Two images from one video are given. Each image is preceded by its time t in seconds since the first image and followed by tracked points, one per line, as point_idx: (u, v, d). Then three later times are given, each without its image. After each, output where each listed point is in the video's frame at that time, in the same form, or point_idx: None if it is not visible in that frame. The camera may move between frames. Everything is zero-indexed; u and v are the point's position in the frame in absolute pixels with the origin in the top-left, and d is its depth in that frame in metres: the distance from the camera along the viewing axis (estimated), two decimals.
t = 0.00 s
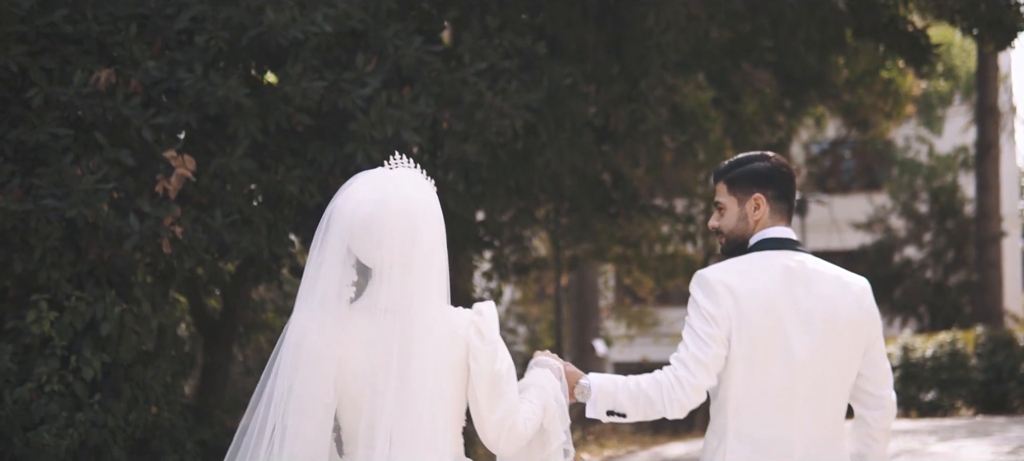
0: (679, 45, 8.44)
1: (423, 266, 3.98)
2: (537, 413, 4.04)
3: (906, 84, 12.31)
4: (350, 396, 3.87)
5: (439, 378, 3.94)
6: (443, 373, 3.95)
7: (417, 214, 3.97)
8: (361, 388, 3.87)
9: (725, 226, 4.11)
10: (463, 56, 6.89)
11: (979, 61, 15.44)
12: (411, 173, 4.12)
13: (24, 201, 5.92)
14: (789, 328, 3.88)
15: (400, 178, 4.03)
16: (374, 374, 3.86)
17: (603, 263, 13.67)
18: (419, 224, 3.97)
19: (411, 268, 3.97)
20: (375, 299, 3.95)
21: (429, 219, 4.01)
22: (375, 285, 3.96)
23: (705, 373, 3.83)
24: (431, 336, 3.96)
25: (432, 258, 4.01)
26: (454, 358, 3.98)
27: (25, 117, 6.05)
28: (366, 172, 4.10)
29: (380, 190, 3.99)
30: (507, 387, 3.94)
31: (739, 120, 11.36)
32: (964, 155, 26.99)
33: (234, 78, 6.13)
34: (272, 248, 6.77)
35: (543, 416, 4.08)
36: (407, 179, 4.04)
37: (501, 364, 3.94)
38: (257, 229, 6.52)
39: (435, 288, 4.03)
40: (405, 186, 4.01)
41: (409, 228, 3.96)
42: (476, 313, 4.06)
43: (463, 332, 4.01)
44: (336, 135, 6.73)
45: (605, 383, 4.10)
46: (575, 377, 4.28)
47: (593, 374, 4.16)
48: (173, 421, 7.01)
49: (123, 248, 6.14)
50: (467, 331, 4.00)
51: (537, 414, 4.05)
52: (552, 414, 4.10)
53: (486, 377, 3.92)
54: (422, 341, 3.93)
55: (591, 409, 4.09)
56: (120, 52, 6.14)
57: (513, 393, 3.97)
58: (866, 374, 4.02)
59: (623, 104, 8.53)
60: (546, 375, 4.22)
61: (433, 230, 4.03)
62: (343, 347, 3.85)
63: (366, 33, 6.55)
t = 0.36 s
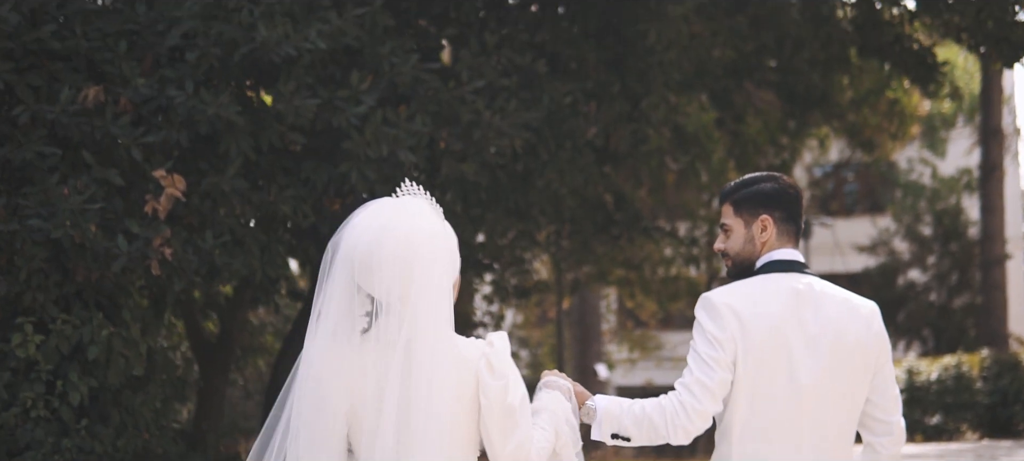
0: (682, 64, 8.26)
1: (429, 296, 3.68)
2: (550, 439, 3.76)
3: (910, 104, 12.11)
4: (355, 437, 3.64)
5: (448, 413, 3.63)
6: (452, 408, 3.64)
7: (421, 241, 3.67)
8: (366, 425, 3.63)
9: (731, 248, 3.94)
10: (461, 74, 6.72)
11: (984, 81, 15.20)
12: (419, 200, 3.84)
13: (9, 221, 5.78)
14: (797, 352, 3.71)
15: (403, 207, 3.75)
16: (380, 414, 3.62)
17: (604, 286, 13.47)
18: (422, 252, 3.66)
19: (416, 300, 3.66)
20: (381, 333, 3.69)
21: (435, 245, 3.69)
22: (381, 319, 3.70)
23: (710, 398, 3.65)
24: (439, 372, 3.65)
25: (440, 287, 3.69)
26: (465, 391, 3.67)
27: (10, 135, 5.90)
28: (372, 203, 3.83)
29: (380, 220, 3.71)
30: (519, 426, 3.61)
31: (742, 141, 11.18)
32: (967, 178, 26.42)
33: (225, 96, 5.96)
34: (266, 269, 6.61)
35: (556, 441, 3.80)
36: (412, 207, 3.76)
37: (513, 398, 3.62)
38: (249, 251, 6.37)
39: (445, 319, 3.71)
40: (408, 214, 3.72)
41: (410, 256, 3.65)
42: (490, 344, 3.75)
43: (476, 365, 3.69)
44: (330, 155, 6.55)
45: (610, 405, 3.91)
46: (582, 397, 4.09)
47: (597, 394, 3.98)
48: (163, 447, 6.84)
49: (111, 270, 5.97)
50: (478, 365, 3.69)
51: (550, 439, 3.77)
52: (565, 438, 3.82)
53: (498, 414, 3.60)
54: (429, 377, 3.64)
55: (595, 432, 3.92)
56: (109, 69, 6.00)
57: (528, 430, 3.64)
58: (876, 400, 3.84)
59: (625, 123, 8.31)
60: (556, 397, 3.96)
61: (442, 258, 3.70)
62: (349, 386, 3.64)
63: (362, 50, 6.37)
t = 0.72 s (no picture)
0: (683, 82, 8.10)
1: (436, 312, 3.84)
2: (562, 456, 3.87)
3: (915, 124, 11.92)
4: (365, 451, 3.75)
5: (456, 428, 3.77)
6: (461, 422, 3.78)
7: (422, 259, 3.84)
8: (377, 439, 3.74)
9: (734, 274, 4.09)
10: (456, 91, 6.55)
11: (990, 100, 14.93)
12: (423, 218, 4.02)
13: None
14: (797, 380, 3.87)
15: (405, 226, 3.93)
16: (390, 427, 3.75)
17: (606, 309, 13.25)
18: (422, 269, 3.83)
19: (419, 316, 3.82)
20: (389, 350, 3.83)
21: (435, 263, 3.87)
22: (389, 336, 3.84)
23: (710, 427, 3.79)
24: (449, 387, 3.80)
25: (442, 303, 3.86)
26: (473, 408, 3.81)
27: None
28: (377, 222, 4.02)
29: (382, 240, 3.90)
30: (530, 438, 3.76)
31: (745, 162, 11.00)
32: (972, 200, 25.63)
33: (215, 113, 5.79)
34: (258, 290, 6.52)
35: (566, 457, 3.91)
36: (414, 226, 3.94)
37: (524, 415, 3.76)
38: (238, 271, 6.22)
39: (450, 335, 3.87)
40: (409, 233, 3.90)
41: (411, 274, 3.82)
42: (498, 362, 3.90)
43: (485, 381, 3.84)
44: (322, 174, 6.38)
45: (611, 428, 4.10)
46: (588, 415, 4.25)
47: (601, 415, 4.16)
48: None
49: (97, 292, 5.81)
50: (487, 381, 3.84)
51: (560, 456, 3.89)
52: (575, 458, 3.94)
53: (509, 427, 3.74)
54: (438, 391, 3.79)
55: (595, 453, 4.09)
56: (96, 86, 5.85)
57: (537, 445, 3.78)
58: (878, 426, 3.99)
59: (625, 141, 8.07)
60: (563, 413, 4.07)
61: (444, 274, 3.88)
62: (360, 402, 3.78)
63: (355, 66, 6.22)
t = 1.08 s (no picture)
0: (685, 102, 7.94)
1: (440, 335, 3.63)
2: None
3: (921, 145, 11.75)
4: None
5: (460, 450, 3.59)
6: (465, 449, 3.59)
7: (424, 278, 3.62)
8: None
9: (730, 304, 3.77)
10: (452, 109, 6.39)
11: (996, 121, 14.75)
12: (425, 236, 3.80)
13: None
14: (796, 415, 3.59)
15: (405, 244, 3.70)
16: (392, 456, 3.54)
17: (609, 332, 13.06)
18: (424, 289, 3.61)
19: (420, 337, 3.60)
20: (390, 373, 3.61)
21: (438, 282, 3.65)
22: (390, 359, 3.62)
23: None
24: (452, 412, 3.61)
25: (445, 323, 3.64)
26: (477, 428, 3.64)
27: None
28: (374, 240, 3.79)
29: (383, 259, 3.67)
30: None
31: (749, 182, 10.83)
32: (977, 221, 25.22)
33: (204, 132, 5.64)
34: (250, 314, 6.35)
35: None
36: (415, 243, 3.72)
37: (529, 441, 3.60)
38: (230, 295, 6.08)
39: (452, 356, 3.67)
40: (410, 251, 3.68)
41: (413, 294, 3.60)
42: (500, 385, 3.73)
43: (488, 406, 3.67)
44: (315, 195, 6.21)
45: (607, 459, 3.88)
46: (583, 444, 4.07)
47: (596, 445, 3.95)
48: None
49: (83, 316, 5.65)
50: (491, 405, 3.66)
51: None
52: None
53: (514, 454, 3.58)
54: (442, 417, 3.59)
55: None
56: (83, 104, 5.71)
57: None
58: None
59: (626, 161, 7.91)
60: (559, 441, 3.80)
61: (447, 294, 3.67)
62: (360, 428, 3.55)
63: (349, 84, 6.06)
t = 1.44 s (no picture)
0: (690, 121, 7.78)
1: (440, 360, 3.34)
2: None
3: (928, 167, 11.56)
4: None
5: None
6: None
7: (423, 302, 3.35)
8: None
9: (725, 323, 3.55)
10: (451, 127, 6.21)
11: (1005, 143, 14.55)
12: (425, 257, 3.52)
13: None
14: (796, 438, 3.37)
15: (404, 266, 3.43)
16: None
17: (613, 356, 12.84)
18: (422, 313, 3.34)
19: (419, 363, 3.33)
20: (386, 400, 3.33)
21: (437, 306, 3.37)
22: (387, 386, 3.34)
23: None
24: (451, 443, 3.32)
25: (444, 349, 3.36)
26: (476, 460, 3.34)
27: None
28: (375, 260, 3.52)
29: (381, 280, 3.39)
30: None
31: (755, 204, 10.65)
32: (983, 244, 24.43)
33: (194, 149, 5.48)
34: (243, 337, 6.17)
35: None
36: (415, 265, 3.44)
37: None
38: (223, 317, 5.91)
39: (451, 384, 3.39)
40: (408, 274, 3.41)
41: (410, 318, 3.32)
42: (502, 412, 3.42)
43: (490, 437, 3.36)
44: (309, 215, 6.05)
45: None
46: None
47: None
48: None
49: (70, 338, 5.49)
50: (493, 436, 3.36)
51: None
52: None
53: None
54: (441, 447, 3.29)
55: None
56: (70, 121, 5.56)
57: None
58: None
59: (630, 181, 7.73)
60: None
61: (447, 318, 3.38)
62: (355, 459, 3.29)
63: (344, 101, 5.91)
